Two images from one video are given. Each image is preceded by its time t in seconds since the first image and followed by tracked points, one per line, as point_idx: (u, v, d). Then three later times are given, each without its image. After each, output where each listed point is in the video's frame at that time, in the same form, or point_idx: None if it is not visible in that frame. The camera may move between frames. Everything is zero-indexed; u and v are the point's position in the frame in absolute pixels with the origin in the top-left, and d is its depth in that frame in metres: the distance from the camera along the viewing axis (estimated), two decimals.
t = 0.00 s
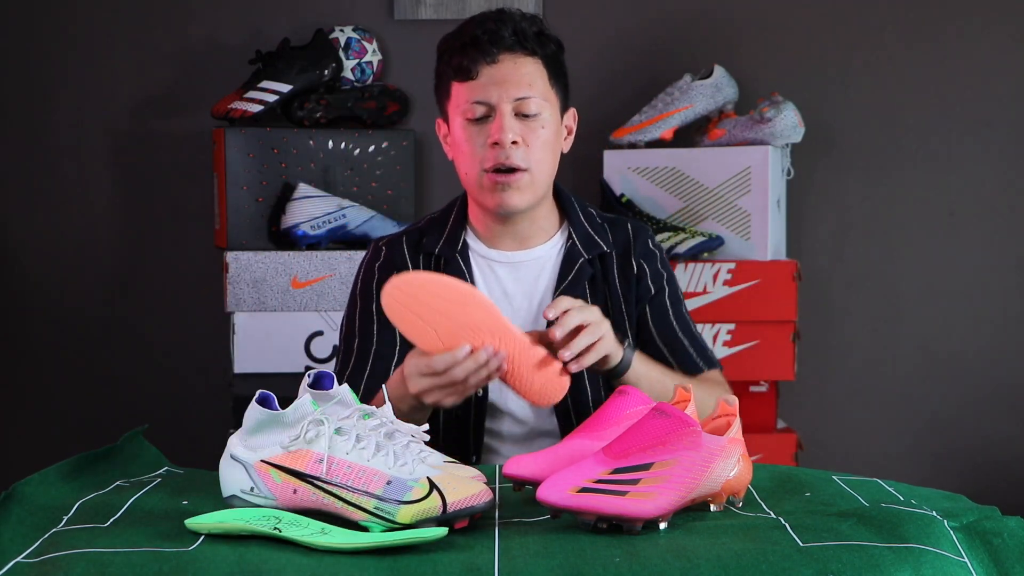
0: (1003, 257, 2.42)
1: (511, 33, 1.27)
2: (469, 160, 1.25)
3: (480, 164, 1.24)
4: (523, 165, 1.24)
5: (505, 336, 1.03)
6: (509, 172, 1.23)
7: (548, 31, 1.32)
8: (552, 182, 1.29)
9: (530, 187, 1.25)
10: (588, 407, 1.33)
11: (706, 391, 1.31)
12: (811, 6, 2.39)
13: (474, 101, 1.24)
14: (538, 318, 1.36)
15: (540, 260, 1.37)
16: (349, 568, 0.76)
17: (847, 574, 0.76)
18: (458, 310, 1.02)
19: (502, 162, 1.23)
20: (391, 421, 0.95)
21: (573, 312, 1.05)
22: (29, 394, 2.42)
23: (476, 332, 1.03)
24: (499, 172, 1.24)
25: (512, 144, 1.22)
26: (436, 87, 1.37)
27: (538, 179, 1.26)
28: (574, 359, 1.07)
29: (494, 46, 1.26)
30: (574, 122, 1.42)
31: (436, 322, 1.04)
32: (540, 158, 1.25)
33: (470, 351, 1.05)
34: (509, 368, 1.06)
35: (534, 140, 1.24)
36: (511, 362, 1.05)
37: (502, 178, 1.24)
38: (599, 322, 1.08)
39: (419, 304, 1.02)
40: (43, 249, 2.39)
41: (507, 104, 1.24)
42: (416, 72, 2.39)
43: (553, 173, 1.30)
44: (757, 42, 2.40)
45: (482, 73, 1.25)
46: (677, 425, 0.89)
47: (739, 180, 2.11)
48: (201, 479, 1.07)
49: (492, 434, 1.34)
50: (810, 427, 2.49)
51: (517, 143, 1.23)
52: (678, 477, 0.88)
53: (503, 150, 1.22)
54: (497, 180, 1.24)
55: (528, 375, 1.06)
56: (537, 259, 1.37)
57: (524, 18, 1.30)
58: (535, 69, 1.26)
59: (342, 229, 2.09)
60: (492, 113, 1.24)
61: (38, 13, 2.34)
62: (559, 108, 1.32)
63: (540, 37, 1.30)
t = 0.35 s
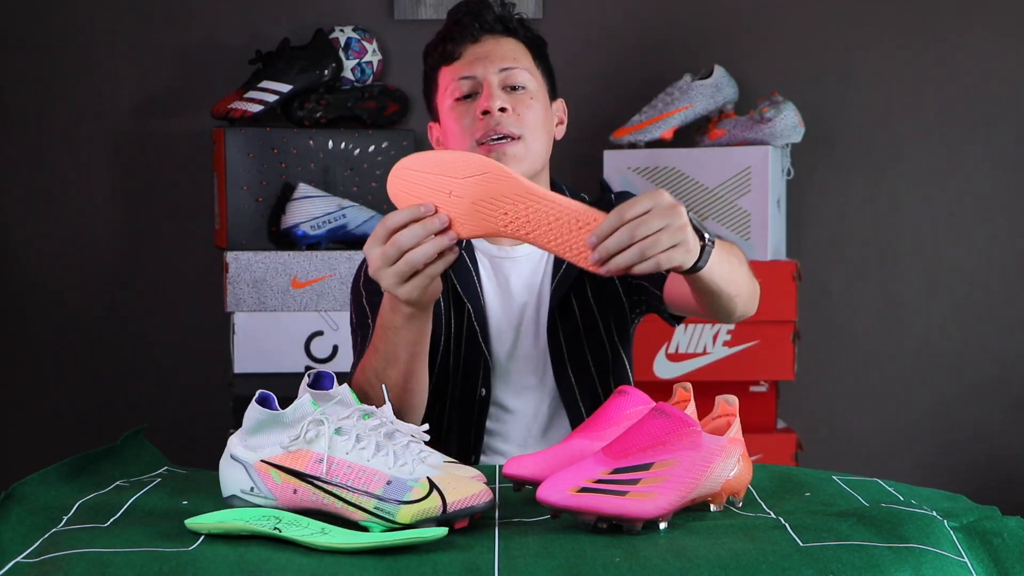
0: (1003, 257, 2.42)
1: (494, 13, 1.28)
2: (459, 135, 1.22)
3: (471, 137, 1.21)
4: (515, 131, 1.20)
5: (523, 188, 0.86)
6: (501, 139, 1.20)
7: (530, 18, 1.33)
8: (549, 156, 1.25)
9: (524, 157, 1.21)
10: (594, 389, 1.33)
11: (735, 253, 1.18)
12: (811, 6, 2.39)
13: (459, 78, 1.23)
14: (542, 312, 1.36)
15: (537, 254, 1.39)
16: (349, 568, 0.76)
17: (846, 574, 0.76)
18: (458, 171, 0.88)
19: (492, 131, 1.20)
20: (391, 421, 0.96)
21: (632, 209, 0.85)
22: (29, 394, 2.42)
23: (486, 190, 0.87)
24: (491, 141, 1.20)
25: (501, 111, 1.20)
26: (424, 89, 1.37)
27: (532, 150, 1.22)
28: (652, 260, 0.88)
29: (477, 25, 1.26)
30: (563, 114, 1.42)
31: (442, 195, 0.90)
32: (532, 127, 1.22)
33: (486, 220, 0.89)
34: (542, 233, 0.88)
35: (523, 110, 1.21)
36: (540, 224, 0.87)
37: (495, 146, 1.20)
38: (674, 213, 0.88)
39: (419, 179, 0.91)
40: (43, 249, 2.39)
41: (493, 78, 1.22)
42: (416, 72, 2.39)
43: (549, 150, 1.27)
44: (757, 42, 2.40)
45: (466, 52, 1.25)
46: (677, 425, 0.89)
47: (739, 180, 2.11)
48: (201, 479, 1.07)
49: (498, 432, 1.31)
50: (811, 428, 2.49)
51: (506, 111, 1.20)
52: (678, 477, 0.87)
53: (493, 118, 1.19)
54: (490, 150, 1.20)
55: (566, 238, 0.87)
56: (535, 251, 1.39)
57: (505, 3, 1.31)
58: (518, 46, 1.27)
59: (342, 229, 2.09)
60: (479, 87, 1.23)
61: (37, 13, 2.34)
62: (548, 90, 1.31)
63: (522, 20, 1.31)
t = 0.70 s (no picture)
0: (1002, 257, 2.42)
1: (479, 14, 1.26)
2: (452, 145, 1.22)
3: (464, 147, 1.21)
4: (509, 137, 1.20)
5: (523, 193, 0.86)
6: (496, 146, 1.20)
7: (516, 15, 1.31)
8: (544, 159, 1.25)
9: (521, 164, 1.21)
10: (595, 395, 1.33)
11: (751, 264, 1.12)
12: (811, 6, 2.39)
13: (448, 84, 1.22)
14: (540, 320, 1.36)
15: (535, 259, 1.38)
16: (350, 568, 0.76)
17: (846, 573, 0.76)
18: (455, 202, 0.89)
19: (486, 138, 1.20)
20: (391, 422, 0.97)
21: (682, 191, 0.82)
22: (29, 395, 2.42)
23: (488, 207, 0.87)
24: (486, 149, 1.20)
25: (494, 117, 1.19)
26: (412, 93, 1.36)
27: (527, 156, 1.22)
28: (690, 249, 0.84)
29: (462, 28, 1.25)
30: (557, 111, 1.41)
31: (443, 232, 0.90)
32: (526, 131, 1.21)
33: (495, 235, 0.87)
34: (555, 229, 0.85)
35: (516, 114, 1.20)
36: (548, 222, 0.85)
37: (489, 155, 1.20)
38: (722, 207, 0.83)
39: (417, 225, 0.92)
40: (43, 250, 2.39)
41: (482, 82, 1.22)
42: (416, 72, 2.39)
43: (545, 151, 1.26)
44: (757, 42, 2.40)
45: (453, 57, 1.24)
46: (677, 425, 0.89)
47: (739, 180, 2.11)
48: (201, 480, 1.07)
49: (499, 442, 1.34)
50: (811, 427, 2.49)
51: (499, 117, 1.19)
52: (678, 477, 0.87)
53: (485, 125, 1.19)
54: (486, 159, 1.21)
55: (581, 227, 0.84)
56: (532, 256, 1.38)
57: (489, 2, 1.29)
58: (506, 46, 1.25)
59: (342, 229, 2.09)
60: (468, 93, 1.22)
61: (38, 12, 2.34)
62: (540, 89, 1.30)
63: (508, 19, 1.29)
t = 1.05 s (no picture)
0: (1002, 257, 2.42)
1: (507, 16, 1.25)
2: (469, 148, 1.21)
3: (482, 150, 1.20)
4: (530, 145, 1.20)
5: (531, 212, 0.87)
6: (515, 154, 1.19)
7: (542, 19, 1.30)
8: (561, 166, 1.25)
9: (539, 173, 1.21)
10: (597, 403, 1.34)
11: (751, 293, 1.13)
12: (811, 6, 2.39)
13: (471, 85, 1.21)
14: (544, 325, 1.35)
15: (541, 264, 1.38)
16: (349, 568, 0.76)
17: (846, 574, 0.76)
18: (459, 215, 0.89)
19: (507, 144, 1.19)
20: (391, 422, 0.96)
21: (709, 219, 0.84)
22: (29, 395, 2.42)
23: (496, 223, 0.88)
24: (504, 156, 1.20)
25: (517, 125, 1.19)
26: (427, 88, 1.34)
27: (546, 165, 1.21)
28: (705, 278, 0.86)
29: (489, 29, 1.23)
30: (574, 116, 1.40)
31: (446, 243, 0.90)
32: (546, 140, 1.21)
33: (502, 249, 0.89)
34: (564, 248, 0.87)
35: (538, 122, 1.20)
36: (557, 241, 0.87)
37: (508, 161, 1.20)
38: (742, 241, 0.86)
39: (416, 234, 0.91)
40: (43, 250, 2.39)
41: (507, 86, 1.21)
42: (416, 72, 2.39)
43: (562, 157, 1.27)
44: (757, 41, 2.40)
45: (478, 57, 1.22)
46: (677, 424, 0.89)
47: (739, 180, 2.11)
48: (202, 480, 1.07)
49: (503, 445, 1.35)
50: (811, 427, 2.49)
51: (523, 124, 1.19)
52: (678, 477, 0.87)
53: (508, 132, 1.19)
54: (503, 165, 1.20)
55: (590, 247, 0.86)
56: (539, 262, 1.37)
57: (517, 4, 1.27)
58: (532, 52, 1.24)
59: (342, 229, 2.09)
60: (492, 96, 1.21)
61: (37, 12, 2.34)
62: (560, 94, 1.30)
63: (535, 23, 1.27)
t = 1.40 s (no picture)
0: (1002, 257, 2.42)
1: (514, 16, 1.25)
2: (473, 146, 1.20)
3: (486, 149, 1.19)
4: (534, 144, 1.19)
5: (531, 221, 0.87)
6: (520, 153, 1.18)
7: (548, 23, 1.30)
8: (564, 167, 1.24)
9: (543, 173, 1.20)
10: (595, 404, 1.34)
11: (751, 300, 1.14)
12: (811, 6, 2.39)
13: (476, 83, 1.21)
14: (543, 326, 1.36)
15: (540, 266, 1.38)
16: (349, 568, 0.76)
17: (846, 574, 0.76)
18: (458, 229, 0.89)
19: (511, 143, 1.18)
20: (390, 423, 0.96)
21: (708, 223, 0.84)
22: (29, 395, 2.42)
23: (498, 234, 0.88)
24: (508, 155, 1.19)
25: (522, 124, 1.18)
26: (431, 87, 1.34)
27: (550, 165, 1.20)
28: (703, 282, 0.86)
29: (496, 28, 1.23)
30: (575, 121, 1.40)
31: (448, 254, 0.90)
32: (551, 141, 1.20)
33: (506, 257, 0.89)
34: (568, 253, 0.87)
35: (543, 122, 1.20)
36: (560, 247, 0.87)
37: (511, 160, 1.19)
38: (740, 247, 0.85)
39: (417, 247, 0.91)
40: (43, 250, 2.39)
41: (512, 85, 1.20)
42: (416, 73, 2.39)
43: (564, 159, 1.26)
44: (757, 42, 2.40)
45: (484, 56, 1.22)
46: (677, 425, 0.89)
47: (739, 180, 2.11)
48: (202, 479, 1.08)
49: (502, 445, 1.35)
50: (811, 427, 2.49)
51: (528, 124, 1.18)
52: (678, 477, 0.87)
53: (512, 130, 1.17)
54: (506, 164, 1.19)
55: (594, 253, 0.86)
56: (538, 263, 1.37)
57: (523, 5, 1.28)
58: (537, 52, 1.24)
59: (342, 230, 2.09)
60: (497, 95, 1.20)
61: (36, 12, 2.34)
62: (563, 96, 1.29)
63: (541, 25, 1.28)
